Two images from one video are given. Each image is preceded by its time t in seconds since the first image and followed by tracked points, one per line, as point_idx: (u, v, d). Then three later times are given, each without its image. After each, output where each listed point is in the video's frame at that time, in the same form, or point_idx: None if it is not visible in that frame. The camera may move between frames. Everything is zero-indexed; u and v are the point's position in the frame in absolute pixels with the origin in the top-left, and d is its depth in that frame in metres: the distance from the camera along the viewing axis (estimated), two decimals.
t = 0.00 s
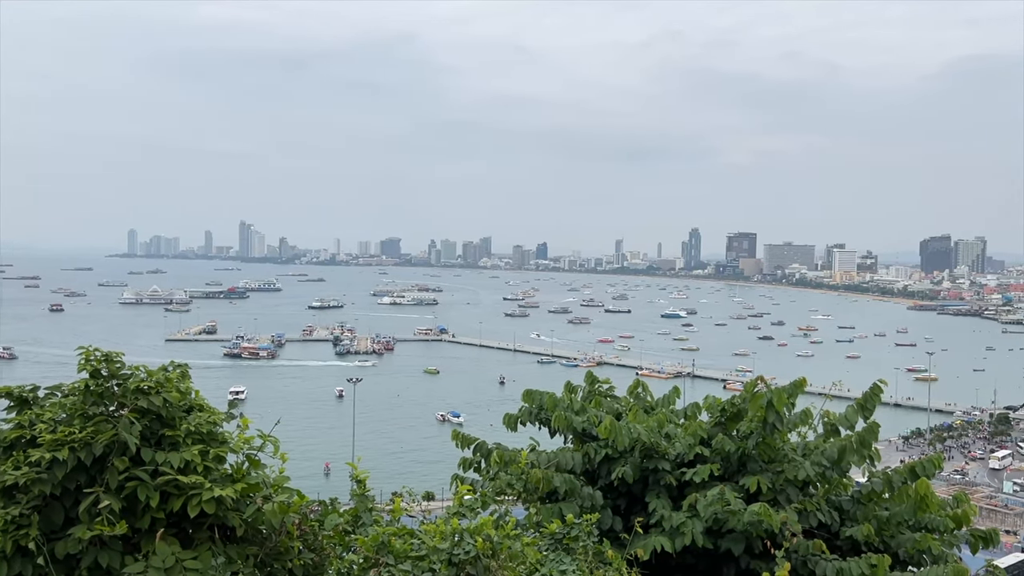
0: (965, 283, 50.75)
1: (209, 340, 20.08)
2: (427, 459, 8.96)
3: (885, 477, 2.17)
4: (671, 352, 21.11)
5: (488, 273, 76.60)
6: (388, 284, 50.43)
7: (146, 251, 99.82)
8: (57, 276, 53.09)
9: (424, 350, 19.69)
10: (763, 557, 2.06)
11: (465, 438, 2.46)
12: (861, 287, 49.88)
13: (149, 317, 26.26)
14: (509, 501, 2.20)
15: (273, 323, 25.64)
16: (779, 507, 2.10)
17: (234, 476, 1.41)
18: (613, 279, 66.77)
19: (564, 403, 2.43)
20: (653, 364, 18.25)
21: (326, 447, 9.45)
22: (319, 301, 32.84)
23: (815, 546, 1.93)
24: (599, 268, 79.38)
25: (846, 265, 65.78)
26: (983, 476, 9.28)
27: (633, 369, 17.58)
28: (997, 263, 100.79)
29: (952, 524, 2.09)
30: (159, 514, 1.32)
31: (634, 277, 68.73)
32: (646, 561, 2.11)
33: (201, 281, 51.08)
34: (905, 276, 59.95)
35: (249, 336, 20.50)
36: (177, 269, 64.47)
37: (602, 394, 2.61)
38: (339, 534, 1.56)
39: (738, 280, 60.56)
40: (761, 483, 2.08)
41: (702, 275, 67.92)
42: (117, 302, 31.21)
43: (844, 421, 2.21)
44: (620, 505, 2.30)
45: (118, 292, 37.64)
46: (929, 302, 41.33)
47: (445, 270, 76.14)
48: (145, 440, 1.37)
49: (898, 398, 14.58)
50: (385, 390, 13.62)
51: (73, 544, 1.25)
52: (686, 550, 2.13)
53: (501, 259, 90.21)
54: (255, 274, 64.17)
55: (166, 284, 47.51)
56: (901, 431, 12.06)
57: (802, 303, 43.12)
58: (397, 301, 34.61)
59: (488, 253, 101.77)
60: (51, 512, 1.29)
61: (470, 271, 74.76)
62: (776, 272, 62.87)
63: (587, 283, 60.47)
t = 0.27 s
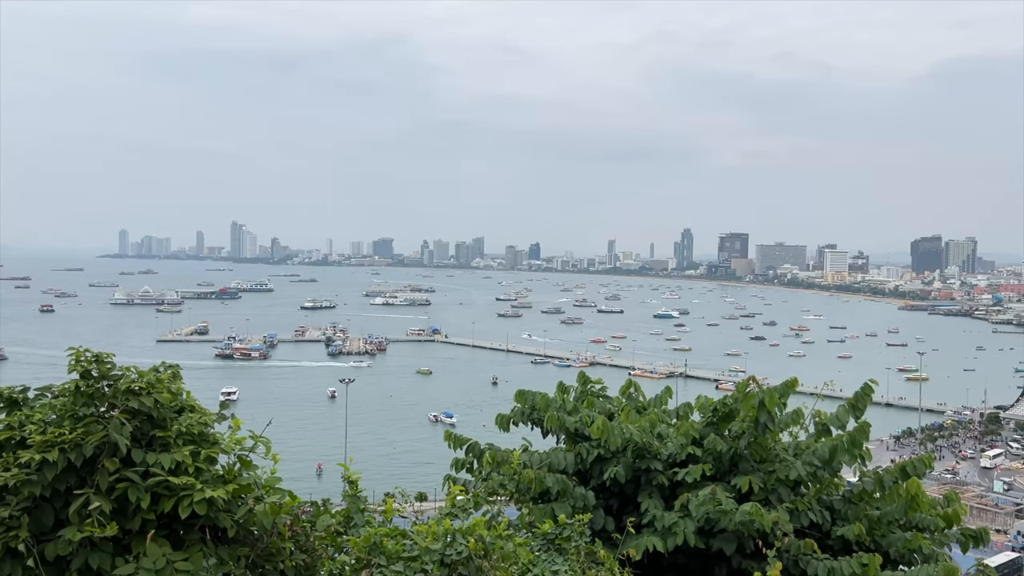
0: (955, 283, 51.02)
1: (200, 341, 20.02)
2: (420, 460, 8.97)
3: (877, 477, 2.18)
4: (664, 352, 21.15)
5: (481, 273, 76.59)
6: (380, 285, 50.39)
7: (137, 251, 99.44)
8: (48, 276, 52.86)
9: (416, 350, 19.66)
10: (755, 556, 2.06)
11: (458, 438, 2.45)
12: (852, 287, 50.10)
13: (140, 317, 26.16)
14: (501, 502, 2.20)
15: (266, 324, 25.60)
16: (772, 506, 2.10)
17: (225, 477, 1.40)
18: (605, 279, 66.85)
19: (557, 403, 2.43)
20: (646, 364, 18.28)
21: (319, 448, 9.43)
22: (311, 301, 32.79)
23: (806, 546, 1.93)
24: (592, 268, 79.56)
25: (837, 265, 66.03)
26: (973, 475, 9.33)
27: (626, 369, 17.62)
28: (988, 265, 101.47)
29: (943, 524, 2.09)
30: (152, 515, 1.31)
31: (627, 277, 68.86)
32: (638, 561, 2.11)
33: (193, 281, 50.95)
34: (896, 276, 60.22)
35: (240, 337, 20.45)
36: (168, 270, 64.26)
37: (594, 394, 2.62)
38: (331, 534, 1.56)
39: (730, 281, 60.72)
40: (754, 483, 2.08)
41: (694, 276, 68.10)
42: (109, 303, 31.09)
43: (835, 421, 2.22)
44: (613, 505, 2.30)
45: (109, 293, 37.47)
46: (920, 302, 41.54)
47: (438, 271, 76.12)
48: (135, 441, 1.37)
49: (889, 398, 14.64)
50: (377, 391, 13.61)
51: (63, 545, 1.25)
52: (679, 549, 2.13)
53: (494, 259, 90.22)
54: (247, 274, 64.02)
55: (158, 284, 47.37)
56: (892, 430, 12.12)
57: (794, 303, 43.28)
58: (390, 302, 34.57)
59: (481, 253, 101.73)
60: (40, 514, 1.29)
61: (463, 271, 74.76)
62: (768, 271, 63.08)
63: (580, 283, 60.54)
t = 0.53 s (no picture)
0: (946, 284, 51.30)
1: (192, 341, 19.94)
2: (412, 461, 8.96)
3: (868, 477, 2.18)
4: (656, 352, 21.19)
5: (474, 273, 76.58)
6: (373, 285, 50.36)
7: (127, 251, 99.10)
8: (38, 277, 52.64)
9: (408, 351, 19.63)
10: (747, 556, 2.06)
11: (450, 440, 2.45)
12: (844, 287, 50.30)
13: (131, 318, 26.06)
14: (493, 502, 2.20)
15: (257, 324, 25.55)
16: (763, 506, 2.10)
17: (216, 478, 1.40)
18: (598, 279, 66.92)
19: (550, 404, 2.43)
20: (638, 364, 18.31)
21: (310, 449, 9.42)
22: (303, 302, 32.71)
23: (797, 546, 1.93)
24: (584, 268, 79.65)
25: (829, 266, 66.28)
26: (964, 474, 9.37)
27: (619, 370, 17.64)
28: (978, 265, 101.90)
29: (934, 523, 2.10)
30: (142, 517, 1.30)
31: (620, 278, 68.97)
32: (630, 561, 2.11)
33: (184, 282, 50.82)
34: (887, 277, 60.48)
35: (232, 338, 20.41)
36: (159, 270, 64.02)
37: (586, 394, 2.62)
38: (323, 536, 1.56)
39: (722, 281, 60.88)
40: (744, 483, 2.08)
41: (686, 276, 68.24)
42: (99, 303, 30.97)
43: (826, 421, 2.22)
44: (605, 506, 2.30)
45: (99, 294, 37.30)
46: (911, 303, 41.72)
47: (430, 271, 76.10)
48: (126, 442, 1.37)
49: (881, 398, 14.69)
50: (369, 392, 13.59)
51: (53, 548, 1.24)
52: (670, 550, 2.13)
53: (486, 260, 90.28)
54: (239, 275, 63.87)
55: (149, 284, 47.20)
56: (883, 430, 12.17)
57: (786, 303, 43.43)
58: (382, 303, 34.53)
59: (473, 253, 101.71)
60: (31, 515, 1.28)
61: (456, 271, 74.73)
62: (759, 272, 63.21)
63: (573, 283, 60.59)
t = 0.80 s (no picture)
0: (935, 285, 51.59)
1: (183, 342, 19.86)
2: (404, 462, 8.96)
3: (859, 477, 2.19)
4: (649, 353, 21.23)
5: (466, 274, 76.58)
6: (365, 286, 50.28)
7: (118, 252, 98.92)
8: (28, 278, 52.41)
9: (400, 352, 19.60)
10: (739, 556, 2.07)
11: (441, 440, 2.45)
12: (835, 287, 50.51)
13: (121, 319, 25.97)
14: (485, 502, 2.20)
15: (249, 325, 25.50)
16: (755, 507, 2.10)
17: (208, 480, 1.39)
18: (590, 280, 66.97)
19: (542, 405, 2.43)
20: (630, 365, 18.34)
21: (302, 450, 9.40)
22: (295, 303, 32.62)
23: (789, 546, 1.94)
24: (577, 269, 79.74)
25: (820, 267, 66.49)
26: (954, 474, 9.41)
27: (611, 370, 17.67)
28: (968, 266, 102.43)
29: (924, 523, 2.12)
30: (132, 518, 1.30)
31: (612, 279, 69.08)
32: (622, 562, 2.11)
33: (175, 282, 50.67)
34: (877, 278, 60.70)
35: (224, 338, 20.37)
36: (150, 270, 63.81)
37: (579, 395, 2.62)
38: (315, 536, 1.55)
39: (714, 282, 61.03)
40: (736, 484, 2.09)
41: (678, 277, 68.35)
42: (90, 304, 30.85)
43: (817, 421, 2.23)
44: (597, 506, 2.30)
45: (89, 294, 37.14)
46: (901, 304, 41.90)
47: (423, 271, 76.04)
48: (116, 444, 1.36)
49: (872, 398, 14.73)
50: (361, 392, 13.57)
51: (42, 550, 1.23)
52: (662, 550, 2.14)
53: (479, 261, 90.22)
54: (230, 275, 63.67)
55: (140, 285, 47.01)
56: (874, 431, 12.22)
57: (777, 304, 43.55)
58: (374, 304, 34.47)
59: (466, 254, 101.69)
60: (20, 518, 1.28)
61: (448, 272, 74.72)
62: (751, 273, 63.40)
63: (565, 284, 60.63)
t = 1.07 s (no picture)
0: (925, 286, 51.90)
1: (173, 343, 19.78)
2: (396, 463, 8.95)
3: (849, 477, 2.20)
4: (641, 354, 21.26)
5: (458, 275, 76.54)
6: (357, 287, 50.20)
7: (108, 252, 98.43)
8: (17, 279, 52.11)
9: (392, 352, 19.57)
10: (730, 556, 2.07)
11: (433, 441, 2.44)
12: (825, 288, 50.73)
13: (112, 319, 25.85)
14: (477, 504, 2.20)
15: (240, 326, 25.42)
16: (745, 507, 2.11)
17: (198, 481, 1.38)
18: (582, 281, 67.06)
19: (534, 405, 2.43)
20: (622, 365, 18.36)
21: (294, 451, 9.38)
22: (286, 304, 32.54)
23: (779, 546, 1.95)
24: (569, 270, 79.89)
25: (811, 268, 66.81)
26: (944, 474, 9.45)
27: (603, 370, 17.68)
28: (957, 266, 103.01)
29: (913, 523, 2.13)
30: (123, 519, 1.29)
31: (604, 279, 69.19)
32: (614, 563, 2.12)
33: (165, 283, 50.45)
34: (868, 279, 60.98)
35: (215, 339, 20.29)
36: (141, 271, 63.55)
37: (570, 395, 2.62)
38: (305, 538, 1.55)
39: (705, 283, 61.19)
40: (727, 484, 2.09)
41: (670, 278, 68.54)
42: (80, 305, 30.70)
43: (808, 422, 2.23)
44: (588, 507, 2.30)
45: (79, 295, 36.94)
46: (892, 305, 42.10)
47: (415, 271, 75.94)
48: (107, 444, 1.35)
49: (863, 399, 14.80)
50: (353, 393, 13.54)
51: (31, 551, 1.23)
52: (654, 550, 2.14)
53: (471, 262, 90.18)
54: (222, 275, 63.43)
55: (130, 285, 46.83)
56: (865, 431, 12.26)
57: (768, 305, 43.70)
58: (366, 304, 34.43)
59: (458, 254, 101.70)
60: (8, 519, 1.27)
61: (440, 273, 74.66)
62: (742, 274, 63.60)
63: (557, 284, 60.67)
